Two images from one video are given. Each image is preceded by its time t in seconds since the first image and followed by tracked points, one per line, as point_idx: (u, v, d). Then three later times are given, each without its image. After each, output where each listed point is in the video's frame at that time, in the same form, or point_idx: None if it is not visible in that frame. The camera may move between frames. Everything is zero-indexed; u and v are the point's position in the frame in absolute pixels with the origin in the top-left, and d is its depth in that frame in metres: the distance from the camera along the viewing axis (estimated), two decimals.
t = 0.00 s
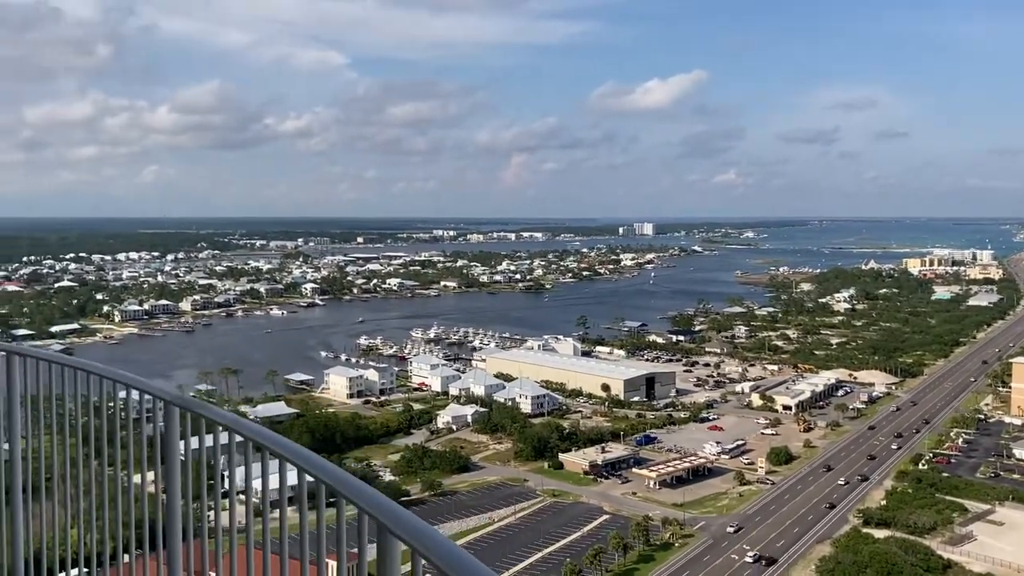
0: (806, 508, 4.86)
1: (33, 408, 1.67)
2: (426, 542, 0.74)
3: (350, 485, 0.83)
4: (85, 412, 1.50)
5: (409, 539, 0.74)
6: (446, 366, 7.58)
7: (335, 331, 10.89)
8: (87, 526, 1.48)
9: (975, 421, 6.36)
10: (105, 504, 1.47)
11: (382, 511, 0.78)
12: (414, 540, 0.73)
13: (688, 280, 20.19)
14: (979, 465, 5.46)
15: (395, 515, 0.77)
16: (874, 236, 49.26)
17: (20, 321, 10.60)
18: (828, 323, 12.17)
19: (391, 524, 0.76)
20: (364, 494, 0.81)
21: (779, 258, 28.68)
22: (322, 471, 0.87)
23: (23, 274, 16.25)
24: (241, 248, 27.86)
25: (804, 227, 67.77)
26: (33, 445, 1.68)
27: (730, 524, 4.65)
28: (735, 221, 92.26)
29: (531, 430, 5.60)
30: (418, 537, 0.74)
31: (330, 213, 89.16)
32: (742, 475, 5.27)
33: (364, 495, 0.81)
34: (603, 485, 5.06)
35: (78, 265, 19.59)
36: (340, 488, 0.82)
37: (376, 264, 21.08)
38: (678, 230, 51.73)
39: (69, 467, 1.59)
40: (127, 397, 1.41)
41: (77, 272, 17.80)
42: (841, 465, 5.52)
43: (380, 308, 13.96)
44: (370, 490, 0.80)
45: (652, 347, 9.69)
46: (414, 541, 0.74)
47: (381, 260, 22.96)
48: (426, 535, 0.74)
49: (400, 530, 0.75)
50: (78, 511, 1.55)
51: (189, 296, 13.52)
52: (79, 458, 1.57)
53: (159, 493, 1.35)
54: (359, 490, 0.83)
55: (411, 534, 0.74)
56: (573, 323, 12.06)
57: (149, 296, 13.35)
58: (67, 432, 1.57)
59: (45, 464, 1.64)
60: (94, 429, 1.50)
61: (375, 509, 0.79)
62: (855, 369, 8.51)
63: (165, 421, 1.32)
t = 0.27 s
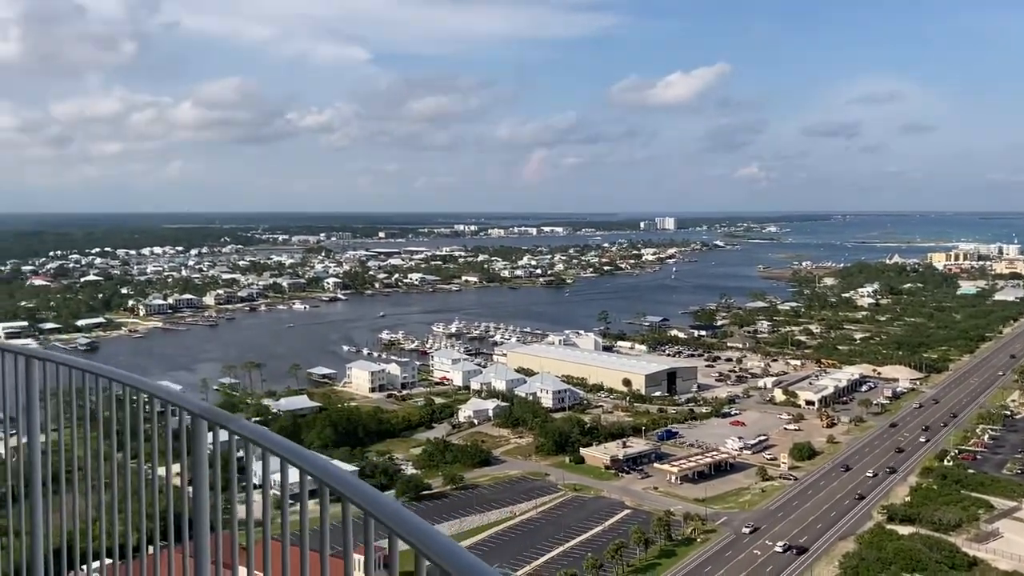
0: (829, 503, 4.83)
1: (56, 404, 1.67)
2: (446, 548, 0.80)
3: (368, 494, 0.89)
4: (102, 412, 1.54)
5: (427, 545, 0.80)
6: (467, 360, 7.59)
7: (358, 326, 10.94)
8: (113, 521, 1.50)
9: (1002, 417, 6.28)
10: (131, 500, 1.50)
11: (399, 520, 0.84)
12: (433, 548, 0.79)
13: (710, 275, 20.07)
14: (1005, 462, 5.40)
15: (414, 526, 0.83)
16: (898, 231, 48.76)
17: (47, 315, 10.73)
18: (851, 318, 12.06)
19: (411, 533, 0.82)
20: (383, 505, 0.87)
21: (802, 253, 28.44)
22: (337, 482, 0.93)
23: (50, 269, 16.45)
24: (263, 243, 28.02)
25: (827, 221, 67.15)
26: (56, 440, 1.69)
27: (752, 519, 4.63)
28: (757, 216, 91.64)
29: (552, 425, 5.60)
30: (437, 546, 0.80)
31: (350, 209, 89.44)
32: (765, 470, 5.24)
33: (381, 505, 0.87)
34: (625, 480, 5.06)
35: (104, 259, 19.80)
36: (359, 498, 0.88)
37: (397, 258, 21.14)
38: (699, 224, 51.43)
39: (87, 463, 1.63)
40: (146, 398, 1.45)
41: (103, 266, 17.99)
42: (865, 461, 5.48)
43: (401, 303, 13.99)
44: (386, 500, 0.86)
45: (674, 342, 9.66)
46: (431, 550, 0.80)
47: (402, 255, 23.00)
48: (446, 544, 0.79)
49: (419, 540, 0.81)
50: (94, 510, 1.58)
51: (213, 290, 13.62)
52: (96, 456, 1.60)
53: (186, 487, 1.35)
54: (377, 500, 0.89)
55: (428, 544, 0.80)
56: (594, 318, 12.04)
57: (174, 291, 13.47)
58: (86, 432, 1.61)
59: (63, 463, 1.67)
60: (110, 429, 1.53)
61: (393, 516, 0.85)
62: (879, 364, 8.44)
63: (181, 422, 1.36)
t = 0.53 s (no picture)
0: (859, 499, 4.78)
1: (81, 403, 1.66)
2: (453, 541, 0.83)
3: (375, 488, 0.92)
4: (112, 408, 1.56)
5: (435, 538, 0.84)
6: (494, 353, 7.60)
7: (385, 318, 10.99)
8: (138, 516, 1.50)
9: None
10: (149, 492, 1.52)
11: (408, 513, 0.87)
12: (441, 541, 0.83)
13: (739, 268, 19.91)
14: None
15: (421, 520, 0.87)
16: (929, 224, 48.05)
17: (81, 308, 10.90)
18: (883, 312, 11.91)
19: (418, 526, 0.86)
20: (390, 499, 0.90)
21: (831, 246, 28.12)
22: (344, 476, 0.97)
23: (83, 262, 16.69)
24: (292, 236, 28.21)
25: (855, 214, 66.35)
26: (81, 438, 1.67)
27: (781, 514, 4.60)
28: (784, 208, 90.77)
29: (579, 418, 5.59)
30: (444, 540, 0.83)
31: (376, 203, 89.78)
32: (795, 465, 5.20)
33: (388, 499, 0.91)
34: (653, 474, 5.03)
35: (135, 252, 20.04)
36: (365, 492, 0.91)
37: (425, 251, 21.20)
38: (726, 217, 51.05)
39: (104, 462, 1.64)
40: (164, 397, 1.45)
41: (134, 259, 18.21)
42: (895, 457, 5.41)
43: (428, 296, 14.02)
44: (392, 495, 0.90)
45: (702, 336, 9.60)
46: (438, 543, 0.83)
47: (430, 248, 23.07)
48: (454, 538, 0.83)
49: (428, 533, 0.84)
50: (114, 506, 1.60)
51: (243, 283, 13.74)
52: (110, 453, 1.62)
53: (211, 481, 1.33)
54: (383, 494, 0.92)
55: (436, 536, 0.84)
56: (621, 311, 12.00)
57: (204, 283, 13.60)
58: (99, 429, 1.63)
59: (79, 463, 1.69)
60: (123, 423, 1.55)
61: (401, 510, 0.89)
62: (911, 358, 8.33)
63: (193, 418, 1.39)
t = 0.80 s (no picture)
0: (894, 498, 4.70)
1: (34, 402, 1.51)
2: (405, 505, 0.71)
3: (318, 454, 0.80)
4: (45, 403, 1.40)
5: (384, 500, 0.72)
6: (523, 349, 7.59)
7: (415, 314, 11.03)
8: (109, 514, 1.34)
9: None
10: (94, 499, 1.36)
11: (352, 478, 0.75)
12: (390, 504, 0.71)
13: (770, 263, 19.74)
14: None
15: (372, 486, 0.74)
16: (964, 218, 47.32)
17: (115, 303, 11.06)
18: (918, 308, 11.75)
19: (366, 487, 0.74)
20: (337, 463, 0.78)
21: (864, 241, 27.81)
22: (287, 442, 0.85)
23: (118, 258, 16.97)
24: (323, 232, 28.46)
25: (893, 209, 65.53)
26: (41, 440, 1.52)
27: (814, 513, 4.54)
28: (814, 204, 89.84)
29: (609, 414, 5.56)
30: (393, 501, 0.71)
31: (404, 200, 90.13)
32: (827, 463, 5.13)
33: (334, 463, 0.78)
34: (683, 471, 5.00)
35: (169, 248, 20.34)
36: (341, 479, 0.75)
37: (454, 247, 21.27)
38: (757, 212, 50.57)
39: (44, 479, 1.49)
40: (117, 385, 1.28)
41: (169, 255, 18.47)
42: (930, 454, 5.33)
43: (457, 291, 14.06)
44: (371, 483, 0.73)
45: (733, 332, 9.53)
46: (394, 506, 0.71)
47: (459, 243, 23.12)
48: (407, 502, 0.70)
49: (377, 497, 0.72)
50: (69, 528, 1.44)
51: (274, 278, 13.87)
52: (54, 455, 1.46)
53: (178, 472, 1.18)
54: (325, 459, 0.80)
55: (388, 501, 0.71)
56: (651, 307, 11.95)
57: (236, 278, 13.76)
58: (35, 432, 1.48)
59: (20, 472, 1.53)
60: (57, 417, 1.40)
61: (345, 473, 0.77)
62: (947, 355, 8.20)
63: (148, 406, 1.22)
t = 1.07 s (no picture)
0: (933, 496, 4.61)
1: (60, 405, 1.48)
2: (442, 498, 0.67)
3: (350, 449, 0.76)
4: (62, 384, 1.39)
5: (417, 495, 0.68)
6: (556, 343, 7.57)
7: (448, 308, 11.04)
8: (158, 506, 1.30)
9: None
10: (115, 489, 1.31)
11: (392, 477, 0.71)
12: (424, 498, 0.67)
13: (807, 257, 19.49)
14: None
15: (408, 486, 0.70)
16: (1004, 212, 46.40)
17: (152, 297, 11.20)
18: (958, 303, 11.53)
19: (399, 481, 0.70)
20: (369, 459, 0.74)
21: (902, 235, 27.36)
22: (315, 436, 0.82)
23: (155, 252, 17.18)
24: (356, 226, 28.60)
25: (930, 203, 64.41)
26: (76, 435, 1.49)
27: (851, 510, 4.47)
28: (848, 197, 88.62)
29: (643, 410, 5.52)
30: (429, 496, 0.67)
31: (434, 195, 90.34)
32: (865, 460, 5.05)
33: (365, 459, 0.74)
34: (718, 467, 4.95)
35: (204, 243, 20.56)
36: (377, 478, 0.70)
37: (486, 241, 21.26)
38: (791, 205, 49.96)
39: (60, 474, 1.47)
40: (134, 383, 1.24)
41: (204, 249, 18.68)
42: (970, 452, 5.23)
43: (489, 286, 14.06)
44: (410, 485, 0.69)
45: (769, 327, 9.42)
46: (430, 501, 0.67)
47: (491, 237, 23.12)
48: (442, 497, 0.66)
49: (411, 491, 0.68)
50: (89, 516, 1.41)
51: (308, 272, 13.96)
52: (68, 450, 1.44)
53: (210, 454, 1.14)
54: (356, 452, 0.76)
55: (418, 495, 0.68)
56: (685, 301, 11.86)
57: (271, 273, 13.87)
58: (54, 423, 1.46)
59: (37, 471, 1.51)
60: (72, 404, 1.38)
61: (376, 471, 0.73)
62: (988, 351, 8.04)
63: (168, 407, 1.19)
